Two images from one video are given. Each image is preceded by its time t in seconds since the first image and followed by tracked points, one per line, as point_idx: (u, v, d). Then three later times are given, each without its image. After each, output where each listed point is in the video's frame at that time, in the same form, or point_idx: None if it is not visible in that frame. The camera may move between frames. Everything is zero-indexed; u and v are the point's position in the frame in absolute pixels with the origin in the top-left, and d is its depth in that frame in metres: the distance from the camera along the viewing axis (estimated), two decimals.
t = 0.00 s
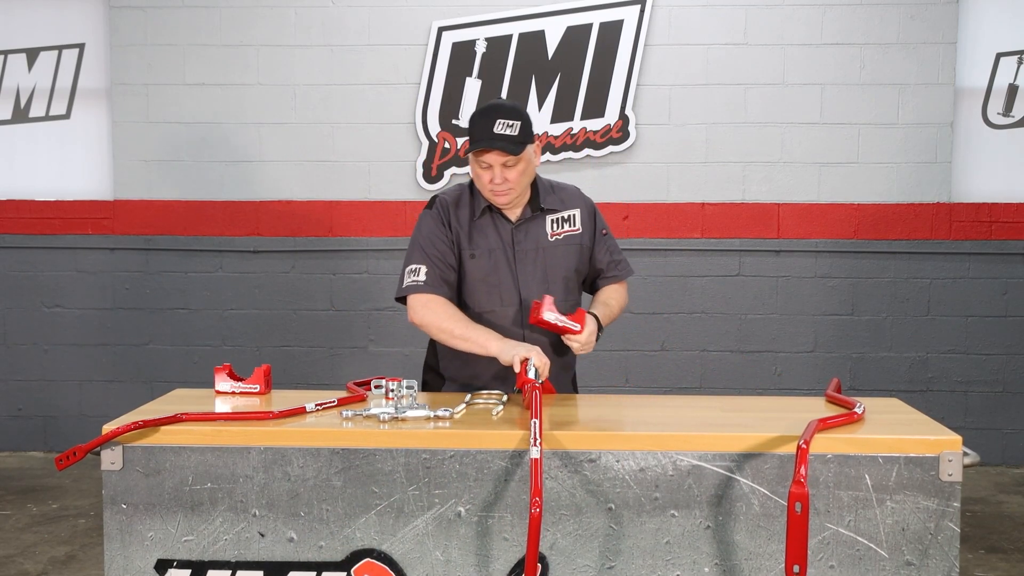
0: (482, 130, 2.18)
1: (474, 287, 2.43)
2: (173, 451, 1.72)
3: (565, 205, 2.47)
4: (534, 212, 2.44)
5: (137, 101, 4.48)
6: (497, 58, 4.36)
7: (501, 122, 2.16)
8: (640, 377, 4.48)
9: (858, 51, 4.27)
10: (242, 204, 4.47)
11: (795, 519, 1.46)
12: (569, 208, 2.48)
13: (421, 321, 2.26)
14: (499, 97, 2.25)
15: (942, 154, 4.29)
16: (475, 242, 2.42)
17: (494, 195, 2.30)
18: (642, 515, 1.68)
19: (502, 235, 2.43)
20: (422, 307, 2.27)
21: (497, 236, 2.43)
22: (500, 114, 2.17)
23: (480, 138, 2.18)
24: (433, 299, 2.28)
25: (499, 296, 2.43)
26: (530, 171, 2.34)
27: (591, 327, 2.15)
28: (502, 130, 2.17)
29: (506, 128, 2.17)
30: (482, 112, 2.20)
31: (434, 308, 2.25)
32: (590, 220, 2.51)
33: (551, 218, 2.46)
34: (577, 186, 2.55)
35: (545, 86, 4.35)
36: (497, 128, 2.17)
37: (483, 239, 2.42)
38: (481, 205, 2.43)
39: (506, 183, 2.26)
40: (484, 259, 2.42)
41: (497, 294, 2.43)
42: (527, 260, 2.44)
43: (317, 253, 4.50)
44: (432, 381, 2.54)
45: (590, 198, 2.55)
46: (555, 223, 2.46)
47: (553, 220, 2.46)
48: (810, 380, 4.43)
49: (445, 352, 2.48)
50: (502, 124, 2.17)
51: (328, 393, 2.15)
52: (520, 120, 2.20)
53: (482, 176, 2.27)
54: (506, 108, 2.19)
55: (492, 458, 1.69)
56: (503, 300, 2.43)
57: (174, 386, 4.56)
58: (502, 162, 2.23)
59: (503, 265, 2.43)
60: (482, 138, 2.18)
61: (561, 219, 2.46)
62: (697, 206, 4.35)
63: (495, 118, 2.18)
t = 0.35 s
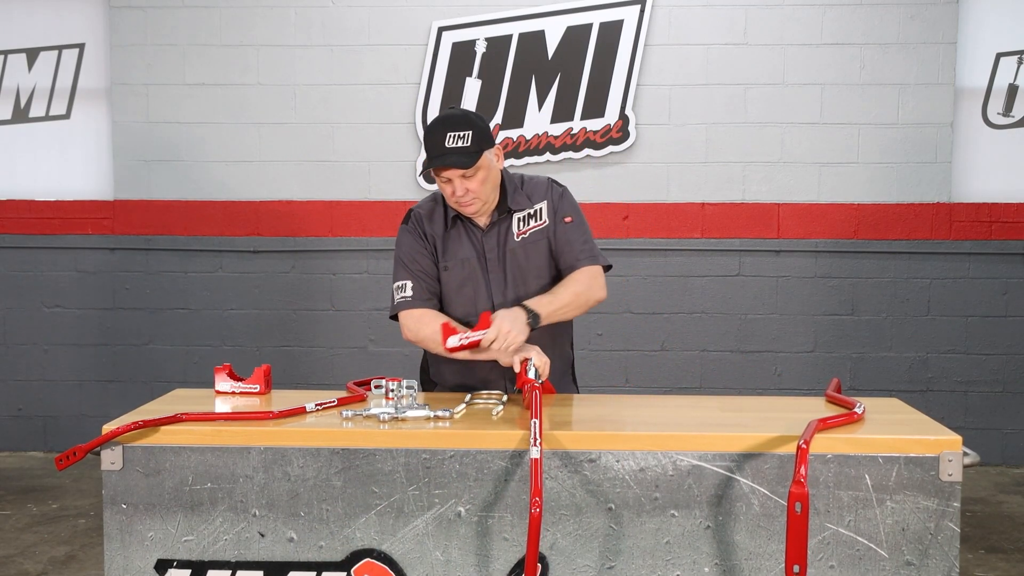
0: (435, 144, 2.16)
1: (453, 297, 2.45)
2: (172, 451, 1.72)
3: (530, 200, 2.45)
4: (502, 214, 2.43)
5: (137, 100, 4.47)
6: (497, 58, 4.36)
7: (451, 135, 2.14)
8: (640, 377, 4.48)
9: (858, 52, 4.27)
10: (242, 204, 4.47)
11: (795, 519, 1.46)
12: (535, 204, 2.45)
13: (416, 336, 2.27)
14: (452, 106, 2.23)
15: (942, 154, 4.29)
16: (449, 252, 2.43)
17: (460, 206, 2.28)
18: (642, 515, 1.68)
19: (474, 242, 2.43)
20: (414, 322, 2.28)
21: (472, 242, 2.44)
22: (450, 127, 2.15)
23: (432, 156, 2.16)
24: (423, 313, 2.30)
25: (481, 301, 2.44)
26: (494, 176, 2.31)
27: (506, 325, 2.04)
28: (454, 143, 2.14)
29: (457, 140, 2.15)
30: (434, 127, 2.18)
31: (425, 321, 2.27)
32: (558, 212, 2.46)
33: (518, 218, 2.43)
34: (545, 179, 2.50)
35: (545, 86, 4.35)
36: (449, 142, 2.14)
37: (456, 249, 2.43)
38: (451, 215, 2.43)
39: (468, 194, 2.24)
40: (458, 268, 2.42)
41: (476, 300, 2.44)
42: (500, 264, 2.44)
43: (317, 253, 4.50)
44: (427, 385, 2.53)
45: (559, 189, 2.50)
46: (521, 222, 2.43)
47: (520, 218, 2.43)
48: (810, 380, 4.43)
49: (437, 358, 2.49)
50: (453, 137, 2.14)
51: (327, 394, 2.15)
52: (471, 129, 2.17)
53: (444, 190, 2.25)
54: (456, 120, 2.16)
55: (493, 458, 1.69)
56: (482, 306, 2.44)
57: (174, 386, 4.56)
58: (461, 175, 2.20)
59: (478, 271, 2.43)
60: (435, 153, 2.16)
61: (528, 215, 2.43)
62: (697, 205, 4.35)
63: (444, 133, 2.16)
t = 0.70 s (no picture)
0: (427, 148, 2.19)
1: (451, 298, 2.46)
2: (172, 451, 1.72)
3: (521, 203, 2.38)
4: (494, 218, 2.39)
5: (137, 100, 4.48)
6: (497, 59, 4.36)
7: (440, 139, 2.16)
8: (640, 377, 4.48)
9: (858, 51, 4.27)
10: (242, 204, 4.47)
11: (795, 519, 1.46)
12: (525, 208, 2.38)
13: (420, 335, 2.35)
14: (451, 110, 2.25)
15: (942, 154, 4.29)
16: (445, 254, 2.44)
17: (459, 210, 2.30)
18: (642, 515, 1.68)
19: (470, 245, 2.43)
20: (419, 321, 2.37)
21: (469, 243, 2.44)
22: (441, 131, 2.18)
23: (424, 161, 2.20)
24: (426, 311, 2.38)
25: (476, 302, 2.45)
26: (492, 178, 2.30)
27: (454, 372, 1.98)
28: (444, 147, 2.17)
29: (447, 144, 2.17)
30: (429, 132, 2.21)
31: (429, 321, 2.36)
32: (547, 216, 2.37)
33: (508, 222, 2.39)
34: (541, 181, 2.42)
35: (545, 86, 4.35)
36: (439, 146, 2.17)
37: (453, 251, 2.44)
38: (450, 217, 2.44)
39: (462, 197, 2.25)
40: (454, 270, 2.43)
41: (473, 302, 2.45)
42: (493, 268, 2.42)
43: (317, 253, 4.50)
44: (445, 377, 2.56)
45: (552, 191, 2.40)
46: (511, 226, 2.38)
47: (510, 222, 2.38)
48: (810, 380, 4.43)
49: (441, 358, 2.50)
50: (443, 140, 2.17)
51: (326, 394, 2.15)
52: (463, 132, 2.18)
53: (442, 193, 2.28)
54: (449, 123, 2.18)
55: (492, 458, 1.69)
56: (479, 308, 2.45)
57: (174, 386, 4.56)
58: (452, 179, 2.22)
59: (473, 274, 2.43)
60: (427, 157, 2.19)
61: (517, 219, 2.38)
62: (697, 206, 4.36)
63: (435, 137, 2.19)
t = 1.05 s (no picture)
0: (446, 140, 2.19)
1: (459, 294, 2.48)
2: (172, 451, 1.72)
3: (532, 202, 2.38)
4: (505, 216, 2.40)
5: (138, 100, 4.48)
6: (497, 58, 4.36)
7: (461, 133, 2.16)
8: (640, 377, 4.48)
9: (857, 52, 4.27)
10: (242, 204, 4.47)
11: (795, 519, 1.46)
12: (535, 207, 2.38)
13: (423, 327, 2.36)
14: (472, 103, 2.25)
15: (942, 154, 4.29)
16: (455, 250, 2.47)
17: (473, 204, 2.30)
18: (642, 515, 1.68)
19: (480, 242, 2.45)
20: (422, 313, 2.38)
21: (479, 240, 2.46)
22: (463, 124, 2.17)
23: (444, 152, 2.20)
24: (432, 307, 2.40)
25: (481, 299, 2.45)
26: (510, 175, 2.31)
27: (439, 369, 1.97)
28: (465, 140, 2.17)
29: (468, 137, 2.16)
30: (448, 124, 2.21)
31: (433, 315, 2.37)
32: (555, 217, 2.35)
33: (518, 221, 2.39)
34: (554, 181, 2.41)
35: (545, 86, 4.35)
36: (460, 139, 2.17)
37: (463, 247, 2.46)
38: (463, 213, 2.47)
39: (479, 192, 2.26)
40: (462, 266, 2.45)
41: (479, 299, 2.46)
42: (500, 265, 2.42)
43: (317, 253, 4.50)
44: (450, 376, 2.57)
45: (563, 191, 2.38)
46: (519, 226, 2.39)
47: (520, 221, 2.39)
48: (810, 380, 4.43)
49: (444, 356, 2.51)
50: (465, 134, 2.16)
51: (326, 394, 2.15)
52: (484, 127, 2.18)
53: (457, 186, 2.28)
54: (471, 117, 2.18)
55: (492, 459, 1.69)
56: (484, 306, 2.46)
57: (174, 386, 4.56)
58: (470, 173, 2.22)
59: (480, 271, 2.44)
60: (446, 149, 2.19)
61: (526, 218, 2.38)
62: (697, 206, 4.36)
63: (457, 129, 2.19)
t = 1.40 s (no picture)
0: (497, 128, 2.19)
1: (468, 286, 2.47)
2: (173, 451, 1.72)
3: (556, 204, 2.38)
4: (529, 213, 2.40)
5: (138, 101, 4.48)
6: (497, 58, 4.36)
7: (517, 122, 2.17)
8: (640, 377, 4.48)
9: (857, 51, 4.27)
10: (241, 204, 4.47)
11: (795, 519, 1.46)
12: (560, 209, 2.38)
13: (429, 316, 2.36)
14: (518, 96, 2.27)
15: (942, 154, 4.29)
16: (471, 241, 2.46)
17: (508, 197, 2.30)
18: (641, 515, 1.68)
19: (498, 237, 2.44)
20: (430, 302, 2.38)
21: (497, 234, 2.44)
22: (515, 114, 2.18)
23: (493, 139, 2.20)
24: (441, 296, 2.39)
25: (491, 295, 2.44)
26: (547, 173, 2.34)
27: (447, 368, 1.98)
28: (517, 130, 2.17)
29: (521, 128, 2.17)
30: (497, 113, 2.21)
31: (441, 305, 2.36)
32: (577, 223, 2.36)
33: (540, 220, 2.39)
34: (581, 187, 2.41)
35: (545, 86, 4.35)
36: (513, 127, 2.17)
37: (480, 239, 2.45)
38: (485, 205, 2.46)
39: (520, 184, 2.27)
40: (477, 258, 2.45)
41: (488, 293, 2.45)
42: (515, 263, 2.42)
43: (317, 253, 4.50)
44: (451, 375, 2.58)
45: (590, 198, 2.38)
46: (542, 225, 2.39)
47: (543, 220, 2.39)
48: (810, 380, 4.43)
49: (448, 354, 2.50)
50: (518, 123, 2.17)
51: (326, 394, 2.15)
52: (536, 120, 2.20)
53: (496, 176, 2.27)
54: (523, 108, 2.19)
55: (493, 458, 1.69)
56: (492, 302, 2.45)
57: (174, 386, 4.56)
58: (516, 163, 2.23)
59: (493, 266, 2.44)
60: (497, 136, 2.18)
61: (551, 219, 2.38)
62: (697, 206, 4.36)
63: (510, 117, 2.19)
